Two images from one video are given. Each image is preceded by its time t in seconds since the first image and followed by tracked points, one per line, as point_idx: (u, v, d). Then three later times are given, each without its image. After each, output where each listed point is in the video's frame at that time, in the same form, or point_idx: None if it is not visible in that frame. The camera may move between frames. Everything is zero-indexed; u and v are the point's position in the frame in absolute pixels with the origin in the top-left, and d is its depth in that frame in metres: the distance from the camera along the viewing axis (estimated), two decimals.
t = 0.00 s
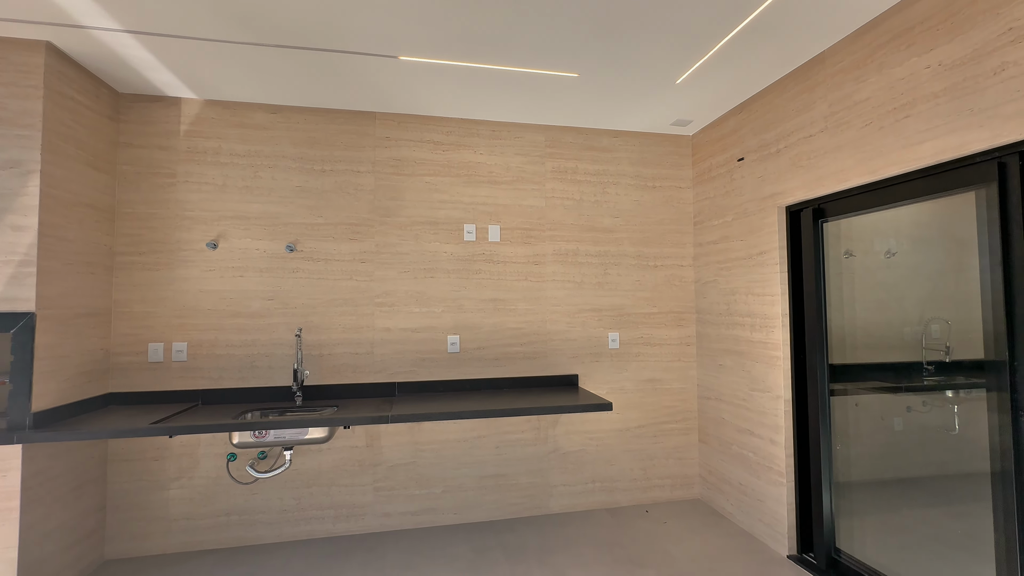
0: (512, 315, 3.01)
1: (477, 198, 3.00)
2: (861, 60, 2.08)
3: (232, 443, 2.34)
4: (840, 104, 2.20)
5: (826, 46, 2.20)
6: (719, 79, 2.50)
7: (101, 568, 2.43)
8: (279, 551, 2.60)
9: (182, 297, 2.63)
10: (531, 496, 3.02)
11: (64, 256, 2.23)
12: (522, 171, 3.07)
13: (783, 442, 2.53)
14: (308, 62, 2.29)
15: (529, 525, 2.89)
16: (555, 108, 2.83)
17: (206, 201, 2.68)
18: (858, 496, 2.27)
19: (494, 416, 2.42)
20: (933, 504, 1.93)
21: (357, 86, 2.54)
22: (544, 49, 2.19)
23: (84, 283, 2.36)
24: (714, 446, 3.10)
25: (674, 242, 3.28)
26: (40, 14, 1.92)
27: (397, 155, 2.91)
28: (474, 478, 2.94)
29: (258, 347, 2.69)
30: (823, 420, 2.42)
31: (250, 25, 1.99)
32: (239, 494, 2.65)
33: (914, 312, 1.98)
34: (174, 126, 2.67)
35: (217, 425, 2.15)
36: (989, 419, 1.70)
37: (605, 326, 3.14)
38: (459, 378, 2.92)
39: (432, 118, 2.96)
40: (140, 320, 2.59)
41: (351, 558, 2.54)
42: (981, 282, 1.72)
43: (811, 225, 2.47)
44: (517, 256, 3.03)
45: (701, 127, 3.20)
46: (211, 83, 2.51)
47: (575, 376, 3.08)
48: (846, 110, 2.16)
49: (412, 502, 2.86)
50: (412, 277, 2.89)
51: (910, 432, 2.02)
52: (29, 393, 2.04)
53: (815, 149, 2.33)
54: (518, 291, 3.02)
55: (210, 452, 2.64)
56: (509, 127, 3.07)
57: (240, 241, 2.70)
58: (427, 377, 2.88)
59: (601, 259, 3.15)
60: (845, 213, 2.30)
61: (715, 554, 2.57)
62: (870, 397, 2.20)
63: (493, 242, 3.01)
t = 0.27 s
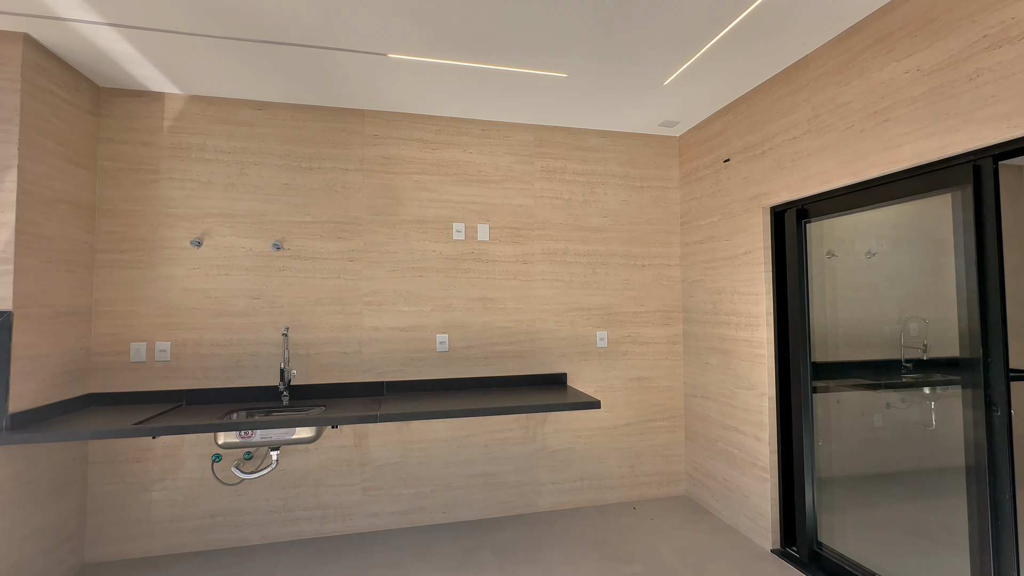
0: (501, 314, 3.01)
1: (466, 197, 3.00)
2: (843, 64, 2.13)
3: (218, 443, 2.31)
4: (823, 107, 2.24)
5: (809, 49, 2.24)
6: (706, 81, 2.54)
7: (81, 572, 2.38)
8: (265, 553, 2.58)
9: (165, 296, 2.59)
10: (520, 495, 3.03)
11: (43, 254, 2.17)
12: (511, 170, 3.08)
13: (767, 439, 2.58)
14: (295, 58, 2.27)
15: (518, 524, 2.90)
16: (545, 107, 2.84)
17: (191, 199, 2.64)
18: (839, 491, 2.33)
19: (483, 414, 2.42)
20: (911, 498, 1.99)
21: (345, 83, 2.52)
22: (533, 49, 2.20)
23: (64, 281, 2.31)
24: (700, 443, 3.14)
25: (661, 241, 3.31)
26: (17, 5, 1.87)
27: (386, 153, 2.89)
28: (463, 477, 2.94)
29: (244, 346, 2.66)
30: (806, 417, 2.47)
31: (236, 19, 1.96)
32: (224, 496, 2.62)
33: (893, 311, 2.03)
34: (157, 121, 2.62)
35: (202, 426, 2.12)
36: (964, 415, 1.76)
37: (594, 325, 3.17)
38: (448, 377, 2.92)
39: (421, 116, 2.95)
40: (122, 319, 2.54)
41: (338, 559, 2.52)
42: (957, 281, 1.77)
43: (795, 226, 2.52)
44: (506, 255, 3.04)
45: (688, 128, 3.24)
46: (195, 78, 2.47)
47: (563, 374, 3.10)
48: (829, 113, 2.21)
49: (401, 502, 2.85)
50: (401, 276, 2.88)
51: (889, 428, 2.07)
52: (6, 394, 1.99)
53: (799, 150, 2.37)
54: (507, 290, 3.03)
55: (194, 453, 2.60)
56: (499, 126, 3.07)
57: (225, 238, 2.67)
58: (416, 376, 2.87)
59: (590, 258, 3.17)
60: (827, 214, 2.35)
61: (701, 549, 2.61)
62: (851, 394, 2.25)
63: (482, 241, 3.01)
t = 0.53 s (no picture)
0: (500, 311, 3.00)
1: (465, 194, 2.98)
2: (843, 61, 2.12)
3: (214, 442, 2.29)
4: (822, 103, 2.24)
5: (809, 46, 2.24)
6: (705, 78, 2.53)
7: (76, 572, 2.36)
8: (262, 552, 2.56)
9: (161, 293, 2.56)
10: (518, 493, 3.02)
11: (36, 250, 2.15)
12: (509, 167, 3.06)
13: (766, 436, 2.57)
14: (292, 53, 2.25)
15: (517, 522, 2.89)
16: (544, 104, 2.83)
17: (187, 195, 2.62)
18: (837, 489, 2.32)
19: (482, 412, 2.41)
20: (909, 496, 1.99)
21: (343, 78, 2.50)
22: (532, 45, 2.18)
23: (58, 278, 2.28)
24: (699, 441, 3.14)
25: (660, 239, 3.30)
26: None
27: (383, 149, 2.88)
28: (462, 475, 2.93)
29: (240, 344, 2.64)
30: (805, 415, 2.47)
31: (232, 13, 1.94)
32: (221, 495, 2.60)
33: (892, 309, 2.03)
34: (152, 117, 2.59)
35: (198, 424, 2.10)
36: (963, 412, 1.75)
37: (592, 323, 3.16)
38: (446, 375, 2.90)
39: (419, 112, 2.93)
40: (117, 316, 2.51)
41: (336, 558, 2.50)
42: (957, 279, 1.77)
43: (794, 223, 2.51)
44: (505, 252, 3.02)
45: (687, 126, 3.23)
46: (191, 74, 2.45)
47: (562, 372, 3.09)
48: (829, 110, 2.20)
49: (399, 500, 2.83)
50: (399, 273, 2.86)
51: (887, 426, 2.07)
52: None
53: (798, 148, 2.37)
54: (506, 288, 3.01)
55: (190, 452, 2.58)
56: (497, 123, 3.05)
57: (221, 235, 2.64)
58: (414, 374, 2.86)
59: (588, 256, 3.16)
60: (826, 212, 2.35)
61: (700, 547, 2.60)
62: (849, 392, 2.25)
63: (480, 238, 2.99)
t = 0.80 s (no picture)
0: (506, 309, 2.97)
1: (471, 190, 2.96)
2: (858, 52, 2.07)
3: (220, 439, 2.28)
4: (837, 96, 2.18)
5: (823, 38, 2.18)
6: (716, 71, 2.48)
7: (84, 568, 2.37)
8: (268, 549, 2.56)
9: (168, 291, 2.57)
10: (525, 492, 2.99)
11: (44, 247, 2.15)
12: (516, 164, 3.03)
13: (777, 436, 2.52)
14: (297, 48, 2.23)
15: (524, 521, 2.87)
16: (551, 99, 2.79)
17: (193, 192, 2.62)
18: (850, 490, 2.28)
19: (488, 411, 2.38)
20: (924, 498, 1.94)
21: (348, 74, 2.48)
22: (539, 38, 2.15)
23: (65, 275, 2.29)
24: (708, 440, 3.10)
25: (668, 236, 3.26)
26: None
27: (389, 146, 2.86)
28: (468, 473, 2.91)
29: (247, 342, 2.64)
30: (817, 414, 2.42)
31: (236, 9, 1.92)
32: (228, 492, 2.60)
33: (908, 306, 1.98)
34: (159, 114, 2.59)
35: (204, 421, 2.10)
36: (982, 413, 1.70)
37: (600, 321, 3.12)
38: (452, 373, 2.88)
39: (425, 108, 2.91)
40: (125, 314, 2.52)
41: (341, 556, 2.49)
42: (976, 275, 1.71)
43: (806, 219, 2.46)
44: (512, 249, 3.00)
45: (697, 121, 3.18)
46: (197, 70, 2.44)
47: (569, 370, 3.06)
48: (843, 102, 2.15)
49: (405, 498, 2.82)
50: (405, 270, 2.84)
51: (902, 427, 2.02)
52: (7, 389, 1.97)
53: (812, 142, 2.31)
54: (513, 285, 2.99)
55: (198, 449, 2.58)
56: (504, 119, 3.03)
57: (227, 233, 2.64)
58: (420, 372, 2.84)
59: (596, 253, 3.13)
60: (840, 208, 2.30)
61: (709, 548, 2.56)
62: (863, 391, 2.20)
63: (487, 235, 2.97)
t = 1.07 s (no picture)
0: (517, 308, 2.95)
1: (482, 189, 2.95)
2: (880, 42, 1.99)
3: (234, 436, 2.32)
4: (858, 88, 2.11)
5: (843, 28, 2.11)
6: (731, 65, 2.42)
7: (106, 560, 2.43)
8: (281, 545, 2.59)
9: (185, 290, 2.62)
10: (536, 492, 2.98)
11: (65, 248, 2.21)
12: (527, 161, 3.01)
13: (795, 439, 2.46)
14: (307, 49, 2.25)
15: (534, 522, 2.85)
16: (561, 95, 2.76)
17: (209, 193, 2.66)
18: (872, 496, 2.20)
19: (497, 410, 2.37)
20: (950, 505, 1.86)
21: (358, 74, 2.49)
22: (548, 35, 2.12)
23: (86, 275, 2.35)
24: (723, 442, 3.03)
25: (683, 234, 3.20)
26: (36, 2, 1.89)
27: (400, 145, 2.86)
28: (479, 473, 2.90)
29: (261, 340, 2.67)
30: (837, 417, 2.34)
31: (246, 11, 1.94)
32: (242, 488, 2.64)
33: (933, 306, 1.90)
34: (176, 116, 2.64)
35: (217, 419, 2.13)
36: (1013, 418, 1.62)
37: (612, 320, 3.08)
38: (463, 372, 2.88)
39: (435, 107, 2.91)
40: (143, 312, 2.58)
41: (352, 553, 2.51)
42: (1006, 274, 1.63)
43: (825, 216, 2.39)
44: (522, 248, 2.98)
45: (712, 116, 3.12)
46: (212, 73, 2.48)
47: (581, 370, 3.03)
48: (864, 94, 2.07)
49: (415, 497, 2.83)
50: (415, 269, 2.85)
51: (927, 431, 1.94)
52: (30, 385, 2.04)
53: (831, 136, 2.24)
54: (523, 284, 2.97)
55: (213, 445, 2.63)
56: (515, 116, 3.00)
57: (242, 233, 2.68)
58: (431, 371, 2.84)
59: (608, 251, 3.09)
60: (861, 204, 2.22)
61: (724, 553, 2.51)
62: (886, 394, 2.12)
63: (497, 233, 2.95)
